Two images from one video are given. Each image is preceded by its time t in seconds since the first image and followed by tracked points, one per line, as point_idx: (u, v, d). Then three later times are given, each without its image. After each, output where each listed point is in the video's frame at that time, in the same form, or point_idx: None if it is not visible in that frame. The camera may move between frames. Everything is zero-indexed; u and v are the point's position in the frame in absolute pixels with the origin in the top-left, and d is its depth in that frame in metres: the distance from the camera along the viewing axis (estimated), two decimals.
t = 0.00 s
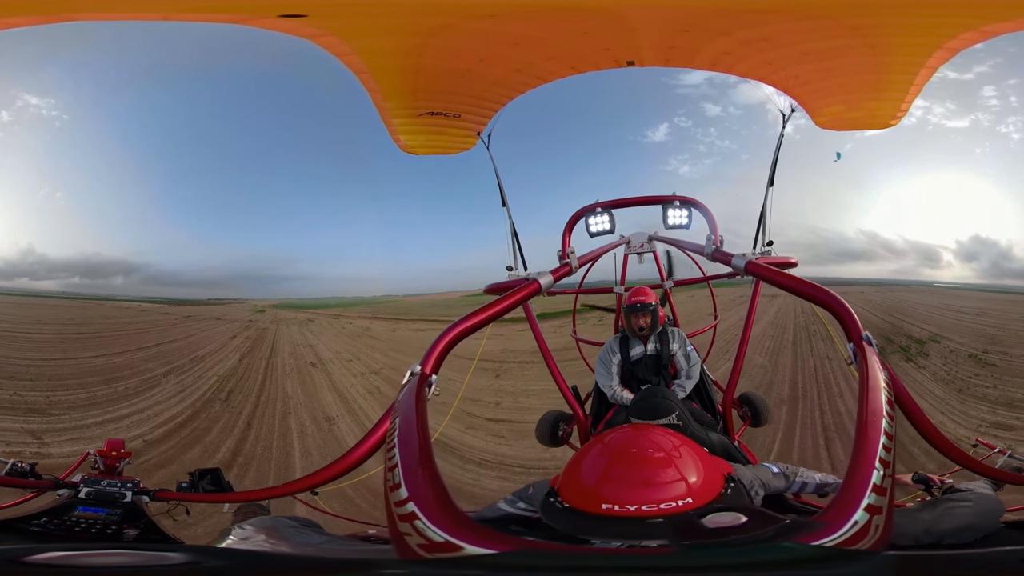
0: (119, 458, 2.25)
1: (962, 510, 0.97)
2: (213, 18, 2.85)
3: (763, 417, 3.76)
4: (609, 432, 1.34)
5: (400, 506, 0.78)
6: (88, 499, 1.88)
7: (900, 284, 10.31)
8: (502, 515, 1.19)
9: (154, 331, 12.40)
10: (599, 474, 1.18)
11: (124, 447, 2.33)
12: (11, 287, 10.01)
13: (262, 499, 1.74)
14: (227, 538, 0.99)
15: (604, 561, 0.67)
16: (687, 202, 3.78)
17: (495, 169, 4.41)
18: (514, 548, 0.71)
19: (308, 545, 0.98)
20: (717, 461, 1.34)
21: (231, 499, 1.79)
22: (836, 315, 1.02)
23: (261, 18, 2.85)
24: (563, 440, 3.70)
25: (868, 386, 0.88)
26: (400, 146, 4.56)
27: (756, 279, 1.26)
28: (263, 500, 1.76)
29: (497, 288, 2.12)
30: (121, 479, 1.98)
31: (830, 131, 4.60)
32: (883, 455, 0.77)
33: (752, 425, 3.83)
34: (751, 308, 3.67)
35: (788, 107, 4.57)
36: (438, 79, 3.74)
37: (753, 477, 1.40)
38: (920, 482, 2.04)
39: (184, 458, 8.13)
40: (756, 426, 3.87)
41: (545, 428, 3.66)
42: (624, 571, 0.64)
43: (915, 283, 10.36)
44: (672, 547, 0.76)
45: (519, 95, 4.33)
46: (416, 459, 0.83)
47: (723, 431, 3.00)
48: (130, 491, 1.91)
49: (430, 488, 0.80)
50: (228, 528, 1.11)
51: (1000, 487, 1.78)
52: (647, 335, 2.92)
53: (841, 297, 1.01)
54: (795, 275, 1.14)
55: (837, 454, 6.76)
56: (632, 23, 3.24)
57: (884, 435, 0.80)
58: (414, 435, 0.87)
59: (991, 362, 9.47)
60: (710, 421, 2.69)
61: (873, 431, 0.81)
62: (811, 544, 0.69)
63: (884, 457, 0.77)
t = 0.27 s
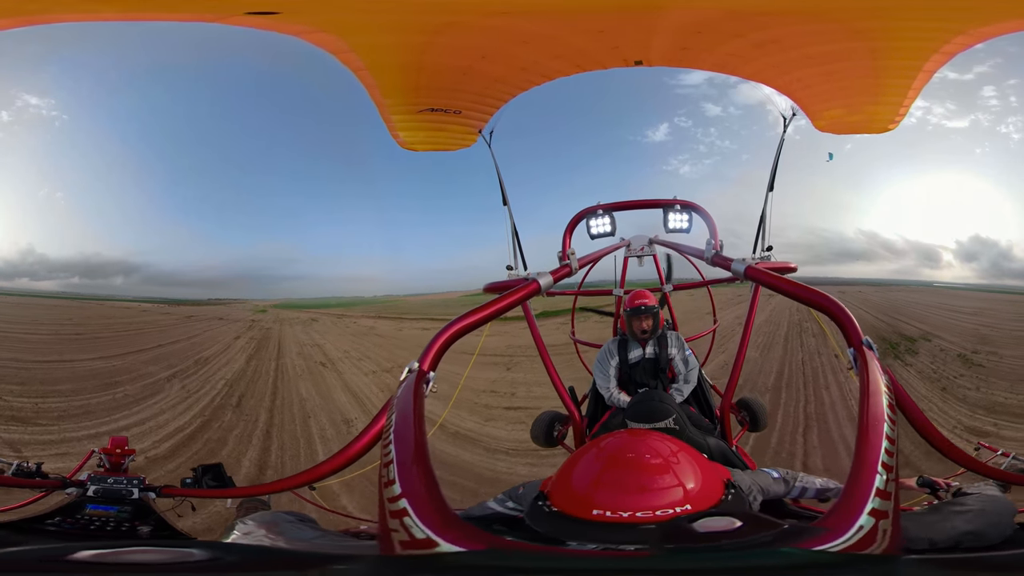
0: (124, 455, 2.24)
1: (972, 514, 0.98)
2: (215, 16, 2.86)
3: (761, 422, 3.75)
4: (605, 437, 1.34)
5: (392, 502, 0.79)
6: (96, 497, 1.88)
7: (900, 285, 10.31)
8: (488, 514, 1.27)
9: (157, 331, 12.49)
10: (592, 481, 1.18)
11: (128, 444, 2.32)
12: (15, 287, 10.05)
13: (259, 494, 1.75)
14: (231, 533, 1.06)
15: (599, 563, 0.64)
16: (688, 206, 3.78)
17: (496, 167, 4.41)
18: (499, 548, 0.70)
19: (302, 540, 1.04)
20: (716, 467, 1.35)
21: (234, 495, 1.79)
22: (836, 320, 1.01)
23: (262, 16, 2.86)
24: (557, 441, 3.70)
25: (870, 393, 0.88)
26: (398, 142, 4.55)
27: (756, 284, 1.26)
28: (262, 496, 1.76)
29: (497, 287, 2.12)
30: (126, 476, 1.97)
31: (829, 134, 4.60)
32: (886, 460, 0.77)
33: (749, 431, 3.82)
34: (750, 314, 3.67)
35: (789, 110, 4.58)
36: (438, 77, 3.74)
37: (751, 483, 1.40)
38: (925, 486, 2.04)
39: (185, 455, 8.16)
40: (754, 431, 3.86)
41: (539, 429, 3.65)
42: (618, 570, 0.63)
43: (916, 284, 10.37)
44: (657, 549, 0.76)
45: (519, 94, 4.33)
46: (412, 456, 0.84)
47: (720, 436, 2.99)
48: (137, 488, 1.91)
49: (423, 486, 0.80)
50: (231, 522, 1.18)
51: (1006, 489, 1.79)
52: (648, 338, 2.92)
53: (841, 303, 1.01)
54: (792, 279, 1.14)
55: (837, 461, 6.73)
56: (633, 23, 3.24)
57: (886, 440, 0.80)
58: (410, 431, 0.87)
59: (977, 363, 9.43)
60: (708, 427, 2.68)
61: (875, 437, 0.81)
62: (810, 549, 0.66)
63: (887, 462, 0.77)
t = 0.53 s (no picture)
0: (130, 454, 2.24)
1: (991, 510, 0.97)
2: (219, 15, 2.87)
3: (760, 427, 3.73)
4: (601, 437, 1.34)
5: (387, 498, 0.78)
6: (107, 497, 1.86)
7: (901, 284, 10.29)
8: (480, 511, 1.26)
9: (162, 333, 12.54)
10: (583, 482, 1.18)
11: (134, 442, 2.32)
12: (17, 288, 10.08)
13: (264, 489, 1.75)
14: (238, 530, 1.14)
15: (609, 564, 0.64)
16: (690, 209, 3.78)
17: (497, 164, 4.40)
18: (479, 548, 0.71)
19: (303, 534, 1.11)
20: (713, 471, 1.34)
21: (239, 490, 1.79)
22: (836, 325, 1.01)
23: (268, 15, 2.87)
24: (553, 441, 3.70)
25: (870, 397, 0.88)
26: (397, 138, 4.54)
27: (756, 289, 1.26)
28: (267, 491, 1.76)
29: (497, 285, 2.12)
30: (135, 474, 1.93)
31: (830, 137, 4.60)
32: (890, 465, 0.77)
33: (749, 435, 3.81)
34: (751, 318, 3.67)
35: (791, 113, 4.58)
36: (440, 74, 3.74)
37: (748, 487, 1.39)
38: (932, 489, 2.04)
39: (186, 446, 8.11)
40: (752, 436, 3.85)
41: (535, 428, 3.64)
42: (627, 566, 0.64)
43: (917, 284, 10.34)
44: (631, 551, 0.76)
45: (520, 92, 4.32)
46: (408, 452, 0.83)
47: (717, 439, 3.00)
48: (146, 486, 1.89)
49: (418, 484, 0.80)
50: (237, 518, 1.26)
51: (1015, 492, 1.79)
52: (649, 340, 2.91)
53: (840, 307, 1.01)
54: (791, 283, 1.13)
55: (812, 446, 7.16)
56: (635, 22, 3.24)
57: (889, 444, 0.80)
58: (407, 426, 0.86)
59: (966, 362, 9.38)
60: (706, 429, 2.67)
61: (878, 442, 0.81)
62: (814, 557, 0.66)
63: (891, 467, 0.77)
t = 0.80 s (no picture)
0: (137, 454, 2.24)
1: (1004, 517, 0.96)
2: (222, 14, 2.86)
3: (759, 429, 3.73)
4: (597, 437, 1.34)
5: (389, 493, 0.78)
6: (117, 498, 1.85)
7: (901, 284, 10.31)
8: (475, 508, 1.29)
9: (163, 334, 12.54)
10: (576, 482, 1.18)
11: (140, 442, 2.31)
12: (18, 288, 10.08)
13: (271, 486, 1.75)
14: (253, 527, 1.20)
15: (604, 565, 0.63)
16: (693, 210, 3.78)
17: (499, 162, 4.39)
18: (468, 544, 0.71)
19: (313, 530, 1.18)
20: (709, 473, 1.34)
21: (246, 488, 1.78)
22: (838, 329, 1.01)
23: (272, 14, 2.86)
24: (552, 438, 3.68)
25: (871, 401, 0.87)
26: (395, 134, 4.50)
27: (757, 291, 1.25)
28: (273, 488, 1.76)
29: (498, 281, 2.11)
30: (143, 474, 1.92)
31: (831, 141, 4.61)
32: (889, 470, 0.77)
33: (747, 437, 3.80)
34: (751, 321, 3.67)
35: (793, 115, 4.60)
36: (442, 73, 3.73)
37: (744, 489, 1.40)
38: (934, 493, 2.04)
39: (190, 442, 8.12)
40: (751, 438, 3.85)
41: (533, 424, 3.65)
42: (621, 565, 0.63)
43: (916, 283, 10.36)
44: (596, 550, 0.78)
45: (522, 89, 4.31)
46: (410, 447, 0.83)
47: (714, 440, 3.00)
48: (155, 486, 1.88)
49: (419, 479, 0.80)
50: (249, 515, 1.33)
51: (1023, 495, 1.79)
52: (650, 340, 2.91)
53: (842, 312, 1.01)
54: (793, 287, 1.13)
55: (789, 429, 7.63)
56: (638, 21, 3.24)
57: (889, 449, 0.80)
58: (409, 423, 0.86)
59: (953, 360, 9.40)
60: (704, 431, 2.67)
61: (878, 447, 0.80)
62: (793, 559, 0.64)
63: (891, 472, 0.77)
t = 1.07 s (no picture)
0: (142, 456, 2.24)
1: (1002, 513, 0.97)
2: (220, 13, 2.84)
3: (756, 430, 3.73)
4: (596, 434, 1.34)
5: (394, 490, 0.79)
6: (125, 499, 1.84)
7: (900, 283, 10.34)
8: (473, 505, 1.30)
9: (165, 335, 12.57)
10: (572, 480, 1.19)
11: (144, 444, 2.31)
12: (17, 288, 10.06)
13: (278, 485, 1.75)
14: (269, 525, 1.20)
15: (594, 563, 0.62)
16: (695, 209, 3.78)
17: (499, 159, 4.38)
18: (470, 539, 0.71)
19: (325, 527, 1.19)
20: (705, 473, 1.34)
21: (255, 487, 1.78)
22: (837, 332, 1.01)
23: (274, 13, 2.85)
24: (550, 434, 3.67)
25: (870, 403, 0.87)
26: (392, 129, 4.48)
27: (758, 292, 1.25)
28: (281, 485, 1.75)
29: (499, 278, 2.11)
30: (149, 476, 1.92)
31: (833, 145, 4.60)
32: (887, 472, 0.77)
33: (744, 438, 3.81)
34: (751, 321, 3.66)
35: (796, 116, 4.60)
36: (444, 70, 3.73)
37: (739, 490, 1.40)
38: (932, 497, 2.04)
39: (195, 442, 8.15)
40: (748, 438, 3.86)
41: (533, 421, 3.65)
42: (613, 563, 0.63)
43: (915, 283, 10.39)
44: (576, 548, 0.79)
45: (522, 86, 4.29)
46: (412, 443, 0.83)
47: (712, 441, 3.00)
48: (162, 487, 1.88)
49: (421, 475, 0.80)
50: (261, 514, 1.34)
51: None
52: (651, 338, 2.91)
53: (843, 315, 1.00)
54: (795, 289, 1.12)
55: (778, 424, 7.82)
56: (640, 21, 3.24)
57: (888, 452, 0.80)
58: (411, 421, 0.86)
59: (940, 359, 9.48)
60: (701, 430, 2.67)
61: (876, 451, 0.80)
62: (754, 560, 0.64)
63: (888, 474, 0.77)
